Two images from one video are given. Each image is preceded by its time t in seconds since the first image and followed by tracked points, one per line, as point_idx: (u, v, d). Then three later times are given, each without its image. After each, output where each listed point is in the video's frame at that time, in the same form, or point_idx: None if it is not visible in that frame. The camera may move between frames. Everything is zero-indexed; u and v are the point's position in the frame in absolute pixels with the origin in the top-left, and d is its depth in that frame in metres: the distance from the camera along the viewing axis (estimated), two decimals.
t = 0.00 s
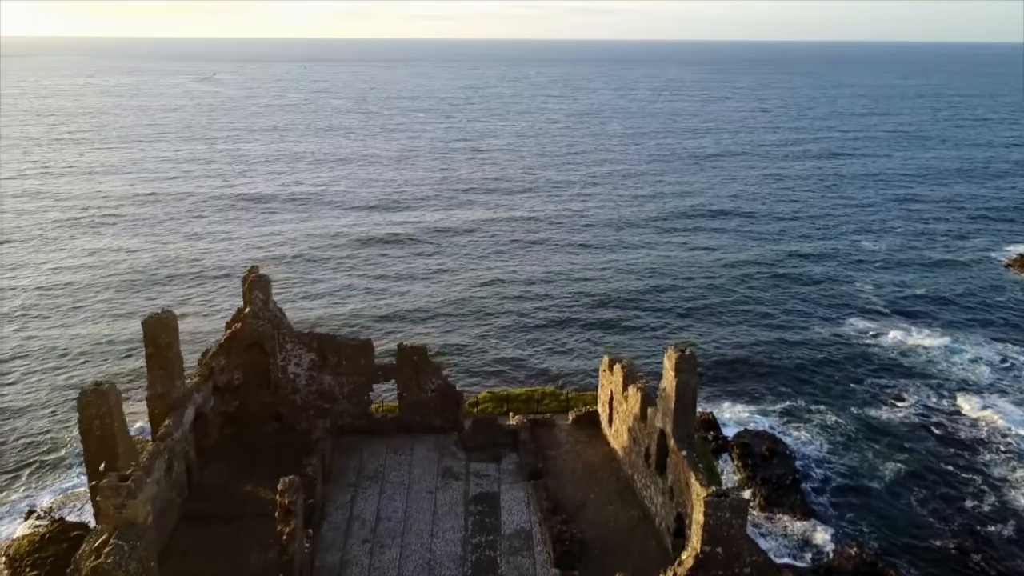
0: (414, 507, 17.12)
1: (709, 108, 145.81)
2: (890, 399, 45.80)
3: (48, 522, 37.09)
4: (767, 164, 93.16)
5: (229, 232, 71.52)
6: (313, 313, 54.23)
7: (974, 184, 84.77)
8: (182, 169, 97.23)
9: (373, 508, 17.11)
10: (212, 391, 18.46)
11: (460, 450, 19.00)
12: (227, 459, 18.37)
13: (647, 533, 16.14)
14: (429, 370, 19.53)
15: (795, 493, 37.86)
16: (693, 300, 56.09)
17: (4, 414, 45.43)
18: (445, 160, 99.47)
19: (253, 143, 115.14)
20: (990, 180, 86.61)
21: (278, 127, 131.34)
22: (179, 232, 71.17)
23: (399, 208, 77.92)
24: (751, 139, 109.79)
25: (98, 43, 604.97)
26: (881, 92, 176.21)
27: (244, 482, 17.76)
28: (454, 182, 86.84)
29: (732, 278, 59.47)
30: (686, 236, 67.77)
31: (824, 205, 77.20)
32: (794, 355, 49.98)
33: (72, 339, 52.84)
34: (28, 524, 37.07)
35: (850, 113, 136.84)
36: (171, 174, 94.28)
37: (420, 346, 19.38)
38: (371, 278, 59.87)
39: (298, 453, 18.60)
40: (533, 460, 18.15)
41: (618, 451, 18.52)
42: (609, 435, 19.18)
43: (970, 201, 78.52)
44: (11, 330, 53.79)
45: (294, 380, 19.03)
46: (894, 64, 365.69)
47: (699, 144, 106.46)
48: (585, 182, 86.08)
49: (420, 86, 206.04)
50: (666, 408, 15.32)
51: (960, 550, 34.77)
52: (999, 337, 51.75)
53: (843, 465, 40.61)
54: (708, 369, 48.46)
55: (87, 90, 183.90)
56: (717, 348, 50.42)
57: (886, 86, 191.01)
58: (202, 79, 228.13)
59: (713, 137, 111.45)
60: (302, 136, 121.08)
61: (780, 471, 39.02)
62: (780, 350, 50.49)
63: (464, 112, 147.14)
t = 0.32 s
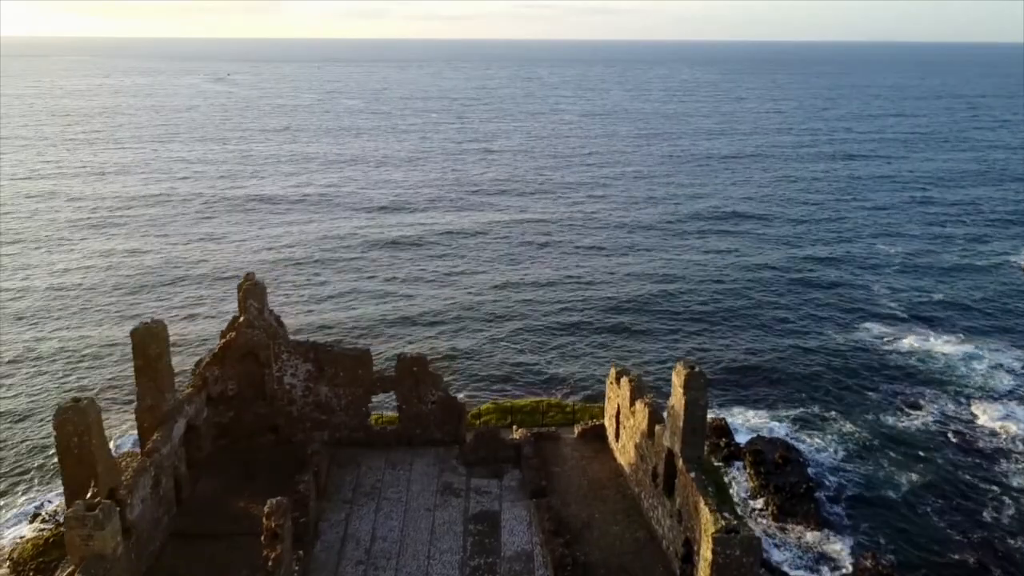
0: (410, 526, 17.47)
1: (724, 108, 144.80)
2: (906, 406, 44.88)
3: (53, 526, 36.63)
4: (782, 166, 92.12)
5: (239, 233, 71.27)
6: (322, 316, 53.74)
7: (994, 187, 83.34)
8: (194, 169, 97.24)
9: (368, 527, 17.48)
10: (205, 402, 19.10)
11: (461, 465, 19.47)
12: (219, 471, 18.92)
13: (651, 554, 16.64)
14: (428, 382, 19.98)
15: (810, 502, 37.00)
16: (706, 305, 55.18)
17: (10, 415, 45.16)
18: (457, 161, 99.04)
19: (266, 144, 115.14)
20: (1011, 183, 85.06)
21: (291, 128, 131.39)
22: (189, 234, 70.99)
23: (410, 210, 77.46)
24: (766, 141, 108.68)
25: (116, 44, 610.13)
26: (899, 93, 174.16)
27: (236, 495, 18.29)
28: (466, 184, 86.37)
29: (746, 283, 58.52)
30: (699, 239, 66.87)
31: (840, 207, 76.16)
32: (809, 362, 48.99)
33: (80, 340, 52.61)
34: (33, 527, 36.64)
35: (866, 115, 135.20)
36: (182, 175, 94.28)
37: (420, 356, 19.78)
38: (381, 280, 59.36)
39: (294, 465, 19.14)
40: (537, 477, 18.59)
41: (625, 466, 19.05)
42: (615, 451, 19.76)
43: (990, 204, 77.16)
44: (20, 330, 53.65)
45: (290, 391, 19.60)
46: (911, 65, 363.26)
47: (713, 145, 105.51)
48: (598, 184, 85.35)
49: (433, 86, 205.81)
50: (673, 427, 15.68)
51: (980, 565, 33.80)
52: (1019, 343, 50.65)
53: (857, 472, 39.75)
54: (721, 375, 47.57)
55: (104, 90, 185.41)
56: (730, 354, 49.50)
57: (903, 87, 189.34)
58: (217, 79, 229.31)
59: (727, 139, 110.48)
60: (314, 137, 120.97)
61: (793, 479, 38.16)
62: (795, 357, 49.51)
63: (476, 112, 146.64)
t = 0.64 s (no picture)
0: (405, 546, 17.52)
1: (738, 110, 143.76)
2: (922, 413, 43.94)
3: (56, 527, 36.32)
4: (797, 169, 91.04)
5: (250, 234, 71.12)
6: (330, 319, 53.21)
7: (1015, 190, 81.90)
8: (207, 170, 97.33)
9: (362, 546, 17.52)
10: (197, 414, 19.40)
11: (462, 481, 19.55)
12: (211, 485, 19.18)
13: None
14: (427, 396, 20.11)
15: (824, 511, 36.20)
16: (720, 310, 54.22)
17: (16, 415, 44.85)
18: (468, 162, 98.60)
19: (279, 144, 115.21)
20: None
21: (304, 128, 131.41)
22: (201, 235, 70.92)
23: (421, 211, 77.08)
24: (781, 143, 107.61)
25: (135, 45, 615.28)
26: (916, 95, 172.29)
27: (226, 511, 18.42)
28: (477, 186, 85.81)
29: (760, 288, 57.53)
30: (713, 243, 65.93)
31: (856, 210, 75.14)
32: (824, 369, 47.95)
33: (88, 340, 52.47)
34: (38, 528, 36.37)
35: (883, 116, 133.71)
36: (195, 175, 94.38)
37: (418, 367, 19.91)
38: (391, 283, 58.78)
39: (287, 480, 19.35)
40: (539, 495, 18.67)
41: (634, 487, 18.94)
42: (625, 469, 19.67)
43: (1010, 208, 75.82)
44: (28, 330, 53.41)
45: (286, 403, 19.84)
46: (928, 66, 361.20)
47: (727, 147, 104.55)
48: (610, 186, 84.66)
49: (446, 86, 205.55)
50: (680, 448, 15.39)
51: None
52: None
53: (872, 481, 38.88)
54: (735, 382, 46.54)
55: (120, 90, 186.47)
56: (744, 361, 48.52)
57: (919, 88, 187.89)
58: (232, 79, 230.33)
59: (742, 140, 109.47)
60: (327, 138, 120.91)
61: (806, 487, 37.34)
62: (811, 364, 48.44)
63: (489, 113, 146.20)
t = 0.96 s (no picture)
0: (399, 567, 17.98)
1: (753, 111, 142.53)
2: (939, 422, 42.96)
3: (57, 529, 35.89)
4: (813, 171, 89.93)
5: (260, 236, 70.91)
6: (338, 324, 52.76)
7: None
8: (219, 171, 97.30)
9: (356, 568, 17.93)
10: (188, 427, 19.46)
11: (461, 499, 19.97)
12: (201, 501, 19.29)
13: None
14: (426, 409, 20.19)
15: (838, 522, 35.31)
16: (733, 316, 53.33)
17: (22, 414, 44.60)
18: (480, 164, 98.13)
19: (291, 145, 115.24)
20: None
21: (317, 129, 131.42)
22: (212, 236, 70.76)
23: (432, 213, 76.67)
24: (795, 144, 106.62)
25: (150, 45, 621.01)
26: (933, 96, 170.63)
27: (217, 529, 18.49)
28: (489, 188, 85.25)
29: (774, 293, 56.57)
30: (726, 247, 65.03)
31: (872, 213, 74.10)
32: (838, 376, 46.98)
33: (96, 340, 52.25)
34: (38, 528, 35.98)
35: (900, 118, 132.18)
36: (207, 176, 94.37)
37: (417, 380, 20.00)
38: (400, 287, 58.26)
39: (279, 497, 19.47)
40: (540, 516, 19.17)
41: (638, 507, 19.36)
42: (629, 488, 20.16)
43: None
44: (36, 331, 53.23)
45: (279, 415, 19.88)
46: (947, 68, 357.58)
47: (741, 148, 103.61)
48: (623, 188, 83.92)
49: (459, 87, 205.51)
50: (688, 473, 15.45)
51: None
52: None
53: (887, 491, 37.94)
54: (747, 388, 45.66)
55: (137, 90, 187.61)
56: (757, 368, 47.63)
57: (938, 90, 185.96)
58: (246, 79, 231.89)
59: (757, 142, 108.34)
60: (339, 138, 120.85)
61: (820, 497, 36.44)
62: (826, 371, 47.49)
63: (502, 114, 145.88)
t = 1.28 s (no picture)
0: None
1: (769, 111, 141.07)
2: (954, 428, 42.13)
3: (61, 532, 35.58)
4: (829, 172, 88.69)
5: (270, 237, 70.54)
6: (346, 328, 52.22)
7: None
8: (231, 171, 97.04)
9: None
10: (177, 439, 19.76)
11: (459, 517, 20.42)
12: (188, 516, 19.62)
13: None
14: (422, 424, 20.84)
15: (852, 531, 34.47)
16: (746, 320, 52.52)
17: (28, 414, 44.32)
18: (493, 164, 97.41)
19: (302, 145, 114.93)
20: None
21: (328, 129, 131.05)
22: (221, 237, 70.43)
23: (443, 214, 76.09)
24: (811, 145, 105.36)
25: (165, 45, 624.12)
26: (952, 96, 168.47)
27: (203, 546, 18.80)
28: (501, 189, 84.49)
29: (788, 297, 55.67)
30: (741, 250, 64.03)
31: (889, 215, 72.97)
32: (854, 383, 46.02)
33: (103, 340, 51.95)
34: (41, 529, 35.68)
35: (917, 118, 130.55)
36: (219, 176, 94.13)
37: (412, 396, 20.58)
38: (409, 290, 57.65)
39: (268, 512, 19.88)
40: (540, 536, 19.44)
41: (644, 528, 19.42)
42: (635, 507, 20.26)
43: None
44: (44, 331, 52.95)
45: (269, 429, 20.30)
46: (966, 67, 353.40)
47: (756, 149, 102.44)
48: (636, 189, 83.04)
49: (472, 87, 204.81)
50: (694, 497, 15.39)
51: None
52: None
53: (903, 499, 37.02)
54: (761, 395, 44.79)
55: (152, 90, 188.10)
56: (771, 374, 46.71)
57: (956, 90, 183.87)
58: (259, 79, 232.15)
59: (773, 143, 106.99)
60: (352, 138, 120.40)
61: (833, 506, 35.61)
62: (841, 378, 46.54)
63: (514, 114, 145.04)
